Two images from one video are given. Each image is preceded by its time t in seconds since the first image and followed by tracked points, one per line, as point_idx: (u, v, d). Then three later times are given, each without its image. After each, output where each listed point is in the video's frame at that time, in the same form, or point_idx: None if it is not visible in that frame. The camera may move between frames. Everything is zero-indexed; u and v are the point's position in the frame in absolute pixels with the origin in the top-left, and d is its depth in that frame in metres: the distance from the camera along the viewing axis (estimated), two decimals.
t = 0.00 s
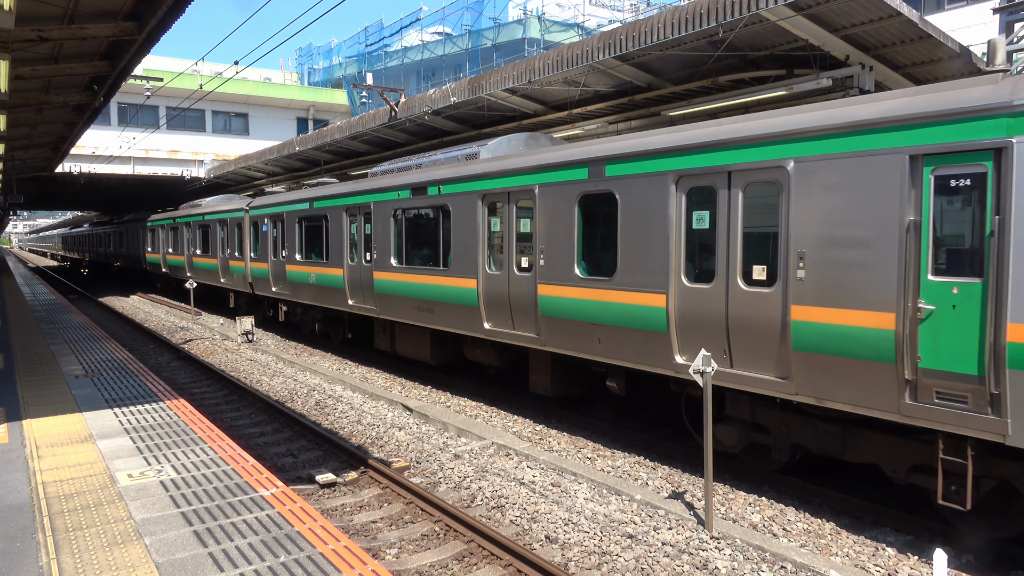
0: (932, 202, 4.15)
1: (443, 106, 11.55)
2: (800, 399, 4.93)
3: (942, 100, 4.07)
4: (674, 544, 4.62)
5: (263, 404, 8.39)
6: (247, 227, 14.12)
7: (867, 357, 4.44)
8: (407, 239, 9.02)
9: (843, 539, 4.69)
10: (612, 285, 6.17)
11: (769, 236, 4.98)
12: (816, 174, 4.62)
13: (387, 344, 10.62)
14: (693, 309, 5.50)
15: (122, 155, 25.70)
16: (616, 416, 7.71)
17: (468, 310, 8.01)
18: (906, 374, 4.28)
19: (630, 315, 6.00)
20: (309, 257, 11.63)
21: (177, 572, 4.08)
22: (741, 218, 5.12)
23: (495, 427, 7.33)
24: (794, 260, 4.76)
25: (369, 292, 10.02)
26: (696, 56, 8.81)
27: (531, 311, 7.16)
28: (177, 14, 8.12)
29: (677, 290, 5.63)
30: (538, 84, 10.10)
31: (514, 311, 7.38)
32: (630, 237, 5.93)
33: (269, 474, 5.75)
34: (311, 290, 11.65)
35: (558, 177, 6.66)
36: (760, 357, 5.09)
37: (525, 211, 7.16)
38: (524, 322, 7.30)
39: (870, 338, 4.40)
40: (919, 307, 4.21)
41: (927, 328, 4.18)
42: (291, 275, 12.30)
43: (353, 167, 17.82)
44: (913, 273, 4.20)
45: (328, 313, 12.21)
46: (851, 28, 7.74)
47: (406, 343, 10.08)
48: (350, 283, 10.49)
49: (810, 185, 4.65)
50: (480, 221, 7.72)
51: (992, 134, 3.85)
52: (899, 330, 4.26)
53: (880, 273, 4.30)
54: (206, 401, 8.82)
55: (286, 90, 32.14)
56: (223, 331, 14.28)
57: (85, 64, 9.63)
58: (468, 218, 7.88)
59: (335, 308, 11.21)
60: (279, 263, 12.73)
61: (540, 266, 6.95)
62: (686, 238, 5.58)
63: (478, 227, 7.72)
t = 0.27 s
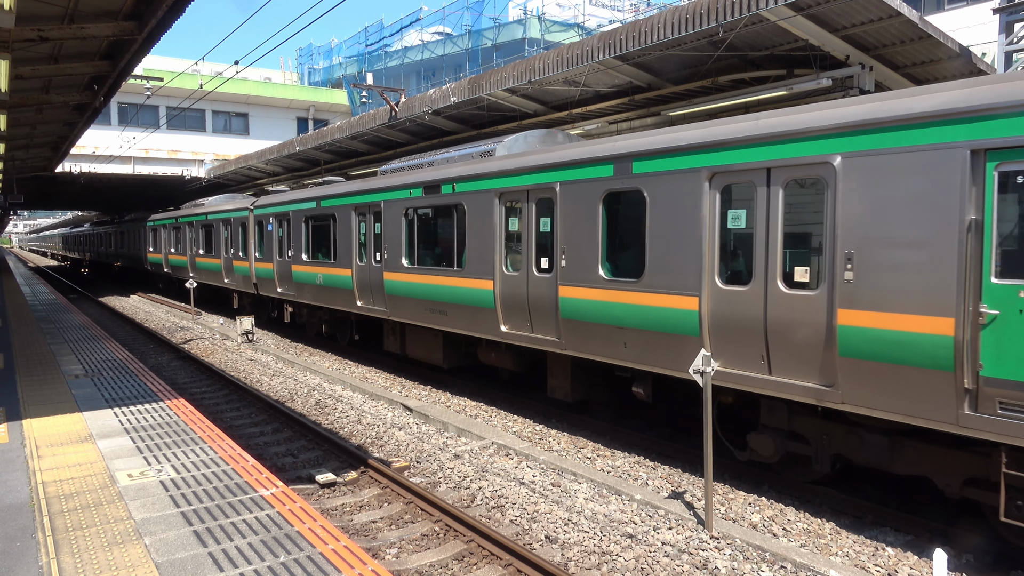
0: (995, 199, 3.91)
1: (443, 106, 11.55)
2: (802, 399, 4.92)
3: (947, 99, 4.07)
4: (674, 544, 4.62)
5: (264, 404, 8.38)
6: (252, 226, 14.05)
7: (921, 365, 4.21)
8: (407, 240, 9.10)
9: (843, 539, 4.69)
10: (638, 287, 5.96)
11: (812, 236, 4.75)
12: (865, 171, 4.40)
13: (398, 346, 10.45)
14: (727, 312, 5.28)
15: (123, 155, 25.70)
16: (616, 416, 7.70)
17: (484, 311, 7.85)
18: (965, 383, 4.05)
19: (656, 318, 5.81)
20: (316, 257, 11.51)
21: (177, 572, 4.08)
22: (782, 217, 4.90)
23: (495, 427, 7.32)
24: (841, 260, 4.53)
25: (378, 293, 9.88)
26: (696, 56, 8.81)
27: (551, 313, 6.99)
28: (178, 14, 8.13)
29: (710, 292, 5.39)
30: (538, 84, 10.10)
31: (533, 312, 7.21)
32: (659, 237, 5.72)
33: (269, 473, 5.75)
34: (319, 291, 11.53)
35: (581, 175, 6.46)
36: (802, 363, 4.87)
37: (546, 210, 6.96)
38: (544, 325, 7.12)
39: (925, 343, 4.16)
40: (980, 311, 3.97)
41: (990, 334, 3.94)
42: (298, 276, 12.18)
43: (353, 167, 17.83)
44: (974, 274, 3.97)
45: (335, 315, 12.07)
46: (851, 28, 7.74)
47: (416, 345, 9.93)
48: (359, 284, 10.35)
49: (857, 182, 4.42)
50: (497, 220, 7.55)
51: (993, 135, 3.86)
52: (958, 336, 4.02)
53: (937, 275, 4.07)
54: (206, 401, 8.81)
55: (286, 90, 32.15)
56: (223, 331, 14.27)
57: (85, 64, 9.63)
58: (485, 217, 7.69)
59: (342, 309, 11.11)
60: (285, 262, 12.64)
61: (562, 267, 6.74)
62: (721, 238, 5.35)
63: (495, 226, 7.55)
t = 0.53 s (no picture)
0: None
1: (443, 106, 11.55)
2: (801, 399, 4.92)
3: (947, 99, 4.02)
4: (674, 544, 4.62)
5: (263, 404, 8.38)
6: (258, 225, 13.92)
7: (988, 374, 3.90)
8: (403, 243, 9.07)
9: (843, 538, 4.70)
10: (671, 290, 5.65)
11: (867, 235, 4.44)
12: (926, 165, 4.08)
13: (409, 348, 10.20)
14: (770, 316, 4.98)
15: (123, 154, 25.71)
16: (616, 416, 7.70)
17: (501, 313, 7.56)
18: None
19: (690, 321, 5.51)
20: (324, 256, 11.31)
21: (177, 571, 4.08)
22: (831, 215, 4.59)
23: (495, 426, 7.32)
24: (899, 262, 4.21)
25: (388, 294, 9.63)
26: (696, 55, 8.81)
27: (574, 316, 6.69)
28: (178, 14, 8.13)
29: (751, 295, 5.09)
30: (538, 84, 10.10)
31: (555, 314, 6.91)
32: (694, 236, 5.41)
33: (268, 473, 5.75)
34: (327, 291, 11.35)
35: (609, 171, 6.13)
36: (853, 371, 4.56)
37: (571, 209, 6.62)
38: (567, 328, 6.82)
39: (994, 352, 3.84)
40: None
41: None
42: (305, 276, 12.00)
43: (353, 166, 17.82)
44: None
45: (343, 316, 11.90)
46: (851, 28, 7.74)
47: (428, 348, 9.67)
48: (369, 285, 10.12)
49: (917, 178, 4.11)
50: (516, 219, 7.25)
51: (993, 134, 3.82)
52: None
53: (1011, 278, 3.74)
54: (206, 401, 8.82)
55: (287, 89, 32.16)
56: (223, 331, 14.28)
57: (86, 63, 9.64)
58: (503, 215, 7.39)
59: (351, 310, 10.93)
60: (292, 262, 12.48)
61: (586, 268, 6.43)
62: (762, 238, 5.03)
63: (514, 225, 7.25)
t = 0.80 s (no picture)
0: None
1: (442, 105, 11.53)
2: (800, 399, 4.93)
3: (950, 97, 4.02)
4: (673, 544, 4.62)
5: (263, 404, 8.38)
6: (264, 224, 13.75)
7: None
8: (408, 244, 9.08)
9: (842, 538, 4.70)
10: (710, 292, 5.37)
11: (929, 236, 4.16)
12: (997, 160, 3.81)
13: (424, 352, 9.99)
14: (819, 320, 4.70)
15: (122, 154, 25.69)
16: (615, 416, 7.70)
17: (522, 315, 7.30)
18: None
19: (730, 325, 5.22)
20: (332, 256, 11.07)
21: (176, 571, 4.08)
22: (890, 214, 4.32)
23: (494, 426, 7.32)
24: (967, 263, 3.93)
25: (401, 295, 9.38)
26: (696, 55, 8.81)
27: (600, 320, 6.40)
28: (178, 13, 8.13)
29: (798, 299, 4.82)
30: (538, 83, 10.09)
31: (579, 318, 6.64)
32: (736, 236, 5.13)
33: (267, 473, 5.75)
34: (334, 292, 11.13)
35: (640, 167, 5.86)
36: (912, 380, 4.27)
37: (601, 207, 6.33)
38: (593, 332, 6.53)
39: None
40: None
41: None
42: (313, 276, 11.78)
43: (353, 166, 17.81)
44: None
45: (351, 318, 11.68)
46: (851, 28, 7.73)
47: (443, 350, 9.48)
48: (379, 286, 9.89)
49: (988, 174, 3.84)
50: (540, 218, 6.98)
51: (995, 133, 3.82)
52: None
53: None
54: (205, 400, 8.81)
55: (286, 88, 32.15)
56: (223, 330, 14.27)
57: (85, 62, 9.62)
58: (524, 214, 7.13)
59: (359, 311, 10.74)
60: (299, 262, 12.29)
61: (614, 268, 6.14)
62: (812, 239, 4.75)
63: (537, 225, 6.98)
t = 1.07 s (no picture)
0: None
1: (442, 104, 11.52)
2: (801, 398, 4.91)
3: (952, 96, 3.99)
4: (673, 543, 4.62)
5: (263, 403, 8.37)
6: (270, 223, 13.53)
7: None
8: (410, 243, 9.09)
9: (842, 538, 4.70)
10: (756, 295, 5.03)
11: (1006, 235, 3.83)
12: None
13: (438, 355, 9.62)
14: (878, 325, 4.37)
15: (122, 152, 25.67)
16: (616, 415, 7.70)
17: (542, 317, 7.00)
18: None
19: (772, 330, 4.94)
20: (342, 256, 10.81)
21: (175, 570, 4.08)
22: (962, 210, 3.98)
23: (494, 425, 7.31)
24: None
25: (416, 296, 9.09)
26: (696, 54, 8.80)
27: (632, 323, 6.06)
28: (177, 12, 8.12)
29: (856, 302, 4.48)
30: (538, 82, 10.07)
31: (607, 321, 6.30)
32: (787, 235, 4.80)
33: (267, 472, 5.74)
34: (344, 292, 10.86)
35: (676, 162, 5.54)
36: (988, 391, 3.93)
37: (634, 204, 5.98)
38: (623, 337, 6.19)
39: None
40: None
41: None
42: (321, 276, 11.52)
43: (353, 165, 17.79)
44: None
45: (361, 318, 11.40)
46: (852, 27, 7.72)
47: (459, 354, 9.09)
48: (391, 287, 9.61)
49: None
50: (566, 216, 6.64)
51: (996, 132, 3.80)
52: None
53: None
54: (204, 399, 8.81)
55: (286, 87, 32.14)
56: (222, 329, 14.27)
57: (84, 61, 9.61)
58: (549, 212, 6.79)
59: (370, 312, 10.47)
60: (306, 262, 12.04)
61: (649, 269, 5.80)
62: (872, 237, 4.41)
63: (563, 223, 6.64)
